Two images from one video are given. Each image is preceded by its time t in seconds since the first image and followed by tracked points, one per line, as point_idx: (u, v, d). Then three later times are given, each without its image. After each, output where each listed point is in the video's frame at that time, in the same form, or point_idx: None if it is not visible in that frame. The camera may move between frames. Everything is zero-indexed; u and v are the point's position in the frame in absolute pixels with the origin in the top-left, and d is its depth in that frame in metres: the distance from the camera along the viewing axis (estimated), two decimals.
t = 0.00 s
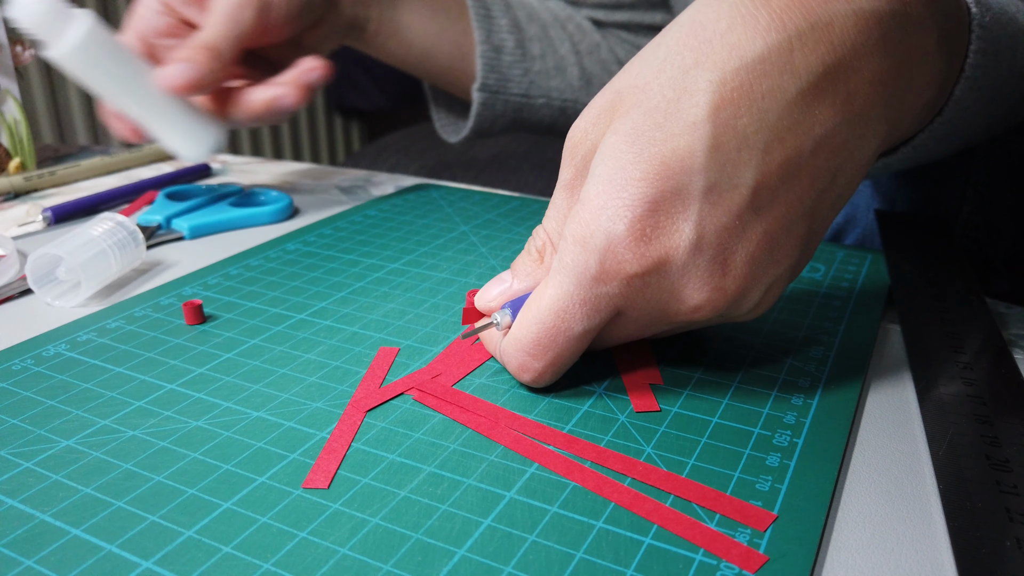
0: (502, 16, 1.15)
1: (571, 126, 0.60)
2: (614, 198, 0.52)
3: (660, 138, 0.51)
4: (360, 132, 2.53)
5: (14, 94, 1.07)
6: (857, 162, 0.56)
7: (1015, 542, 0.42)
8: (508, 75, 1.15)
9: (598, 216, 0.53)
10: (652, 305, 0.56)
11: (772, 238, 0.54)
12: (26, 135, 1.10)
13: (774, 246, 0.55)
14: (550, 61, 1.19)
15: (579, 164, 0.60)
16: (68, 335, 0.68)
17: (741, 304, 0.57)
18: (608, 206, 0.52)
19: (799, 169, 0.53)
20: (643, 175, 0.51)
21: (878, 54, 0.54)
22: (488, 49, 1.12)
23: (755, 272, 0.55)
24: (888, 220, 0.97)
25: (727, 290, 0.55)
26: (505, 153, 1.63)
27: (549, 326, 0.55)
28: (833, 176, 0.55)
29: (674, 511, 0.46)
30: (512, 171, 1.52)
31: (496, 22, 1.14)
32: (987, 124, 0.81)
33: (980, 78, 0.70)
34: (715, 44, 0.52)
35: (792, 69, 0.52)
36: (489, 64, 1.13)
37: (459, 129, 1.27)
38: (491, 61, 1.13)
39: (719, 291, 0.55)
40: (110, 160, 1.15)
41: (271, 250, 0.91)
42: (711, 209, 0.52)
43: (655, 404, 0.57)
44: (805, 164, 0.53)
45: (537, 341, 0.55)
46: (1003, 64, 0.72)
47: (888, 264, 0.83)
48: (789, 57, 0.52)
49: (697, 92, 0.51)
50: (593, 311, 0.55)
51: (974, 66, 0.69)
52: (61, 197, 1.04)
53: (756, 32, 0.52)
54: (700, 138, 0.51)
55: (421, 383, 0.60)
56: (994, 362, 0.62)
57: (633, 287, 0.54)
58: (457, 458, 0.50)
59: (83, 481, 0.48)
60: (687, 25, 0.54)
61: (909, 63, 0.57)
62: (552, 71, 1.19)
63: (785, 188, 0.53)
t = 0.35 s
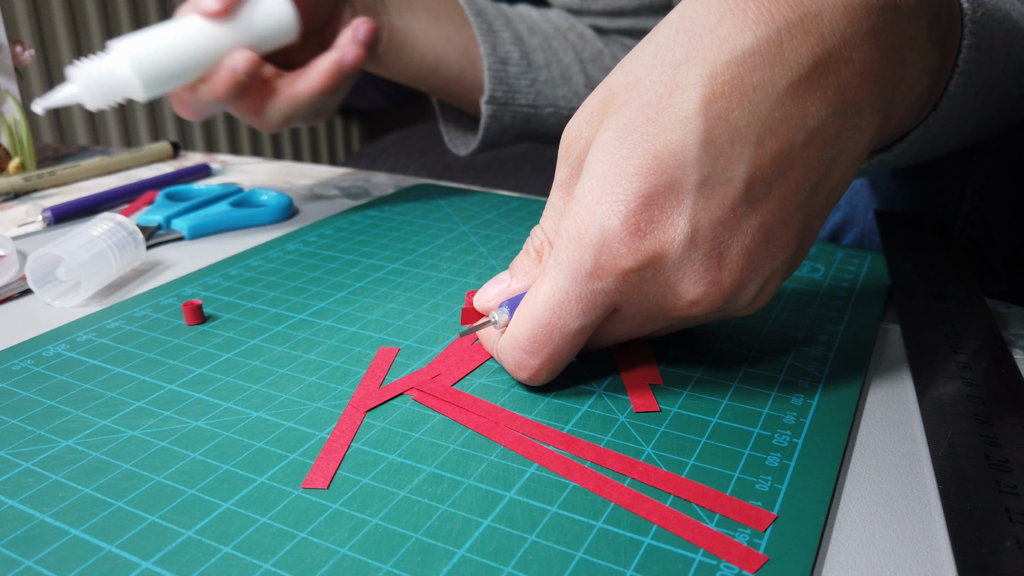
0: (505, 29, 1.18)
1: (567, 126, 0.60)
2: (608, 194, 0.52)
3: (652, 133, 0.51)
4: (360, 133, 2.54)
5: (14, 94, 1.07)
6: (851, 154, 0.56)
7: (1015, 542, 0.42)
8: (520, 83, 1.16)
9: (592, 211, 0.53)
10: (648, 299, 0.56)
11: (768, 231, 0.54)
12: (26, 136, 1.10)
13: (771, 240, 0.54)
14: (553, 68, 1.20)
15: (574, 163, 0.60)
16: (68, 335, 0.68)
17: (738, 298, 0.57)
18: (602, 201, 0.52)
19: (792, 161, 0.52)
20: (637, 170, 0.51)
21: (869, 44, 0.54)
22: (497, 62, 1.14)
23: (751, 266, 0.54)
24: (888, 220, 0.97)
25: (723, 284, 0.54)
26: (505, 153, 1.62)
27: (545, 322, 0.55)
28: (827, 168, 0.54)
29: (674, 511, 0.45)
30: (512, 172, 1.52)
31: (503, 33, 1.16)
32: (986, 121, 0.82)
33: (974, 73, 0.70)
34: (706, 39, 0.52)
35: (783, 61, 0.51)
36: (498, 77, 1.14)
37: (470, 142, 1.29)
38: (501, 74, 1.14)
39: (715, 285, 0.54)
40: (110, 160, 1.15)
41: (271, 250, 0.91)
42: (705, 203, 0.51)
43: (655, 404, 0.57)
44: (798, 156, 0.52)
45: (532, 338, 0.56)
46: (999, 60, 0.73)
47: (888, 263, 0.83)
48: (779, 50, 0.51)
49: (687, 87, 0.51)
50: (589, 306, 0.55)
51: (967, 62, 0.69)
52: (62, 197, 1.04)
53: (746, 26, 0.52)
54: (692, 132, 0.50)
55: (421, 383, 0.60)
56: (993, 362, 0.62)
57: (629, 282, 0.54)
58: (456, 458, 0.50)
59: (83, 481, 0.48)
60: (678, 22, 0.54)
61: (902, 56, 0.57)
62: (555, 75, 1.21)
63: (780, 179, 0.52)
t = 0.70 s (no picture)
0: (491, 43, 1.21)
1: (566, 127, 0.60)
2: (607, 195, 0.52)
3: (651, 134, 0.51)
4: (360, 133, 2.54)
5: (14, 94, 1.07)
6: (851, 155, 0.56)
7: (1015, 542, 0.42)
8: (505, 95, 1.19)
9: (591, 213, 0.53)
10: (647, 300, 0.56)
11: (767, 232, 0.54)
12: (26, 136, 1.10)
13: (770, 241, 0.54)
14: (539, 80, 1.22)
15: (573, 164, 0.60)
16: (69, 335, 0.68)
17: (737, 299, 0.57)
18: (601, 203, 0.52)
19: (791, 162, 0.52)
20: (636, 172, 0.51)
21: (869, 45, 0.54)
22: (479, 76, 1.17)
23: (750, 267, 0.54)
24: (888, 220, 0.97)
25: (722, 285, 0.55)
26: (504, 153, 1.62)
27: (544, 323, 0.55)
28: (827, 168, 0.54)
29: (674, 511, 0.46)
30: (513, 171, 1.52)
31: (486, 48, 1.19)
32: (987, 122, 0.82)
33: (975, 73, 0.70)
34: (704, 40, 0.52)
35: (782, 62, 0.51)
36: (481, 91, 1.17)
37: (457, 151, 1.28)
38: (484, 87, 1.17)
39: (715, 286, 0.54)
40: (110, 160, 1.15)
41: (271, 250, 0.91)
42: (704, 204, 0.51)
43: (655, 404, 0.57)
44: (797, 157, 0.52)
45: (531, 339, 0.56)
46: (1000, 60, 0.72)
47: (888, 264, 0.83)
48: (779, 50, 0.51)
49: (687, 87, 0.51)
50: (588, 308, 0.55)
51: (967, 63, 0.69)
52: (62, 197, 1.04)
53: (744, 26, 0.52)
54: (691, 133, 0.50)
55: (421, 383, 0.60)
56: (993, 362, 0.62)
57: (627, 283, 0.54)
58: (457, 458, 0.50)
59: (83, 481, 0.48)
60: (677, 22, 0.54)
61: (902, 56, 0.57)
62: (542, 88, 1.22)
63: (779, 181, 0.52)
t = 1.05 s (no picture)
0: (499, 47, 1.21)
1: (564, 126, 0.60)
2: (605, 194, 0.52)
3: (649, 133, 0.51)
4: (360, 133, 2.54)
5: (14, 94, 1.07)
6: (849, 152, 0.56)
7: (1015, 542, 0.42)
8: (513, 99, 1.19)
9: (589, 212, 0.53)
10: (646, 298, 0.56)
11: (765, 230, 0.54)
12: (26, 136, 1.10)
13: (768, 239, 0.54)
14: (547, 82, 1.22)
15: (572, 163, 0.60)
16: (68, 335, 0.68)
17: (735, 297, 0.57)
18: (599, 201, 0.52)
19: (789, 160, 0.52)
20: (634, 170, 0.51)
21: (866, 42, 0.54)
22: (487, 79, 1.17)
23: (748, 265, 0.55)
24: (888, 220, 0.97)
25: (721, 283, 0.55)
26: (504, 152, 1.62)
27: (543, 322, 0.55)
28: (825, 166, 0.54)
29: (674, 511, 0.46)
30: (513, 171, 1.52)
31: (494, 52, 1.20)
32: (987, 122, 0.82)
33: (974, 72, 0.70)
34: (702, 38, 0.52)
35: (779, 60, 0.51)
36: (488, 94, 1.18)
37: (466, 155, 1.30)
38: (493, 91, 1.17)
39: (713, 284, 0.55)
40: (110, 160, 1.15)
41: (271, 250, 0.91)
42: (702, 202, 0.51)
43: (655, 404, 0.57)
44: (795, 155, 0.52)
45: (530, 339, 0.56)
46: (998, 59, 0.72)
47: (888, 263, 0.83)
48: (776, 48, 0.51)
49: (685, 86, 0.51)
50: (586, 307, 0.55)
51: (966, 62, 0.69)
52: (62, 197, 1.04)
53: (741, 24, 0.52)
54: (689, 132, 0.50)
55: (421, 383, 0.60)
56: (994, 362, 0.62)
57: (626, 281, 0.54)
58: (457, 458, 0.50)
59: (83, 481, 0.48)
60: (674, 20, 0.54)
61: (899, 53, 0.57)
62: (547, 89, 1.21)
63: (776, 178, 0.52)
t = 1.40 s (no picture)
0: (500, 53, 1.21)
1: (561, 126, 0.60)
2: (601, 193, 0.52)
3: (645, 132, 0.51)
4: (360, 133, 2.54)
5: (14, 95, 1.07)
6: (846, 149, 0.56)
7: (1015, 542, 0.42)
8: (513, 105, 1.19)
9: (586, 211, 0.53)
10: (644, 297, 0.56)
11: (762, 227, 0.54)
12: (26, 136, 1.10)
13: (765, 237, 0.54)
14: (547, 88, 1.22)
15: (569, 164, 0.60)
16: (68, 335, 0.68)
17: (733, 295, 0.57)
18: (596, 200, 0.52)
19: (786, 158, 0.52)
20: (631, 169, 0.51)
21: (862, 39, 0.54)
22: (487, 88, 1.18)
23: (746, 263, 0.55)
24: (887, 221, 0.97)
25: (719, 281, 0.55)
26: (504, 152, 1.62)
27: (541, 322, 0.55)
28: (822, 164, 0.54)
29: (674, 511, 0.46)
30: (513, 171, 1.52)
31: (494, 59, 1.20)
32: (984, 122, 0.82)
33: (970, 71, 0.70)
34: (697, 37, 0.52)
35: (775, 57, 0.51)
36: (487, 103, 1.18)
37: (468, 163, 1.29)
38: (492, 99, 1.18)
39: (711, 283, 0.55)
40: (110, 160, 1.15)
41: (271, 250, 0.91)
42: (699, 200, 0.51)
43: (655, 404, 0.57)
44: (792, 153, 0.52)
45: (528, 338, 0.56)
46: (996, 58, 0.72)
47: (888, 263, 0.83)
48: (771, 46, 0.51)
49: (681, 84, 0.51)
50: (584, 306, 0.55)
51: (963, 60, 0.69)
52: (62, 197, 1.04)
53: (737, 22, 0.52)
54: (686, 130, 0.50)
55: (421, 383, 0.60)
56: (994, 362, 0.62)
57: (623, 280, 0.54)
58: (457, 458, 0.50)
59: (83, 481, 0.48)
60: (670, 20, 0.54)
61: (895, 51, 0.57)
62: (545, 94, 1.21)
63: (774, 176, 0.52)
